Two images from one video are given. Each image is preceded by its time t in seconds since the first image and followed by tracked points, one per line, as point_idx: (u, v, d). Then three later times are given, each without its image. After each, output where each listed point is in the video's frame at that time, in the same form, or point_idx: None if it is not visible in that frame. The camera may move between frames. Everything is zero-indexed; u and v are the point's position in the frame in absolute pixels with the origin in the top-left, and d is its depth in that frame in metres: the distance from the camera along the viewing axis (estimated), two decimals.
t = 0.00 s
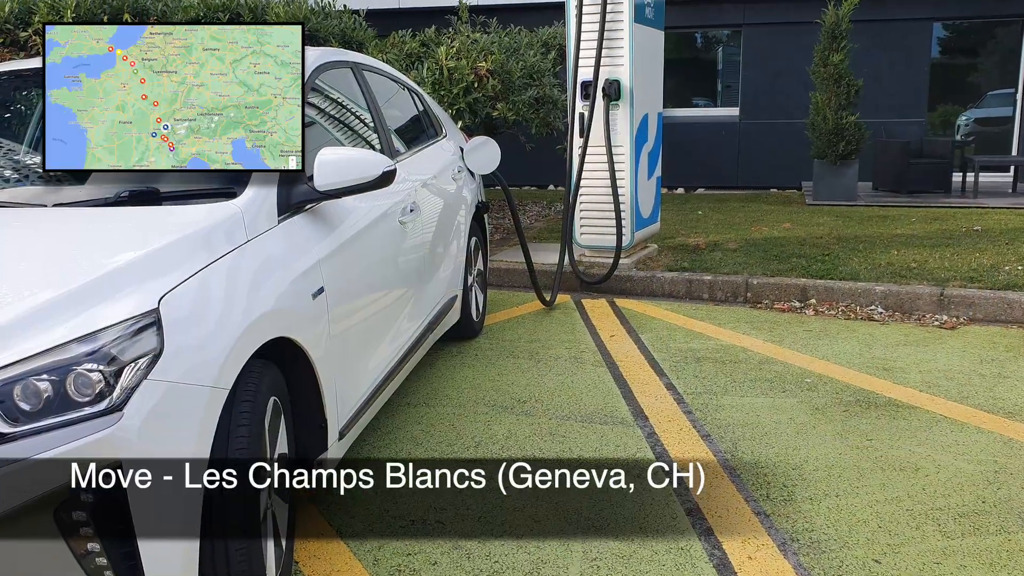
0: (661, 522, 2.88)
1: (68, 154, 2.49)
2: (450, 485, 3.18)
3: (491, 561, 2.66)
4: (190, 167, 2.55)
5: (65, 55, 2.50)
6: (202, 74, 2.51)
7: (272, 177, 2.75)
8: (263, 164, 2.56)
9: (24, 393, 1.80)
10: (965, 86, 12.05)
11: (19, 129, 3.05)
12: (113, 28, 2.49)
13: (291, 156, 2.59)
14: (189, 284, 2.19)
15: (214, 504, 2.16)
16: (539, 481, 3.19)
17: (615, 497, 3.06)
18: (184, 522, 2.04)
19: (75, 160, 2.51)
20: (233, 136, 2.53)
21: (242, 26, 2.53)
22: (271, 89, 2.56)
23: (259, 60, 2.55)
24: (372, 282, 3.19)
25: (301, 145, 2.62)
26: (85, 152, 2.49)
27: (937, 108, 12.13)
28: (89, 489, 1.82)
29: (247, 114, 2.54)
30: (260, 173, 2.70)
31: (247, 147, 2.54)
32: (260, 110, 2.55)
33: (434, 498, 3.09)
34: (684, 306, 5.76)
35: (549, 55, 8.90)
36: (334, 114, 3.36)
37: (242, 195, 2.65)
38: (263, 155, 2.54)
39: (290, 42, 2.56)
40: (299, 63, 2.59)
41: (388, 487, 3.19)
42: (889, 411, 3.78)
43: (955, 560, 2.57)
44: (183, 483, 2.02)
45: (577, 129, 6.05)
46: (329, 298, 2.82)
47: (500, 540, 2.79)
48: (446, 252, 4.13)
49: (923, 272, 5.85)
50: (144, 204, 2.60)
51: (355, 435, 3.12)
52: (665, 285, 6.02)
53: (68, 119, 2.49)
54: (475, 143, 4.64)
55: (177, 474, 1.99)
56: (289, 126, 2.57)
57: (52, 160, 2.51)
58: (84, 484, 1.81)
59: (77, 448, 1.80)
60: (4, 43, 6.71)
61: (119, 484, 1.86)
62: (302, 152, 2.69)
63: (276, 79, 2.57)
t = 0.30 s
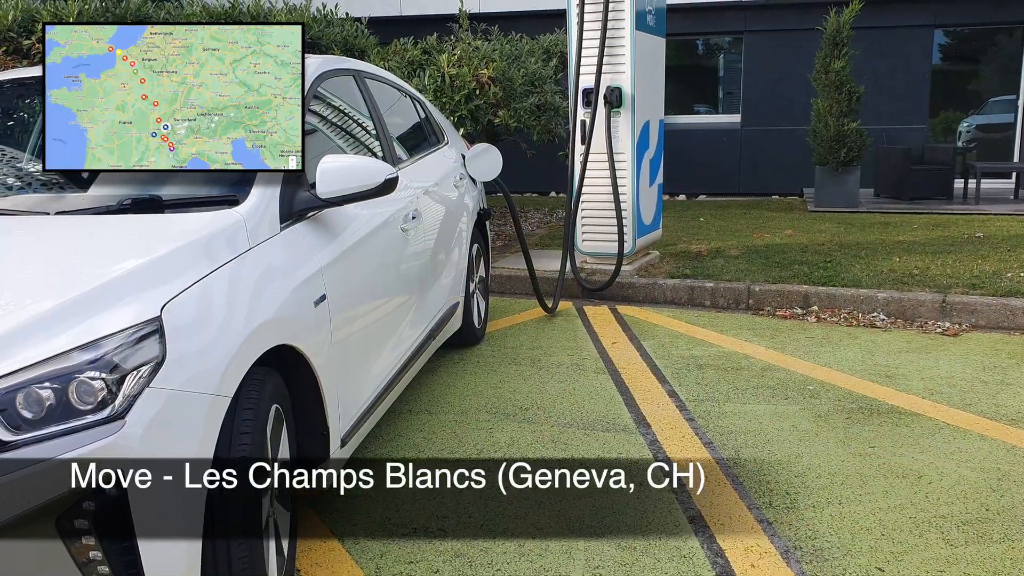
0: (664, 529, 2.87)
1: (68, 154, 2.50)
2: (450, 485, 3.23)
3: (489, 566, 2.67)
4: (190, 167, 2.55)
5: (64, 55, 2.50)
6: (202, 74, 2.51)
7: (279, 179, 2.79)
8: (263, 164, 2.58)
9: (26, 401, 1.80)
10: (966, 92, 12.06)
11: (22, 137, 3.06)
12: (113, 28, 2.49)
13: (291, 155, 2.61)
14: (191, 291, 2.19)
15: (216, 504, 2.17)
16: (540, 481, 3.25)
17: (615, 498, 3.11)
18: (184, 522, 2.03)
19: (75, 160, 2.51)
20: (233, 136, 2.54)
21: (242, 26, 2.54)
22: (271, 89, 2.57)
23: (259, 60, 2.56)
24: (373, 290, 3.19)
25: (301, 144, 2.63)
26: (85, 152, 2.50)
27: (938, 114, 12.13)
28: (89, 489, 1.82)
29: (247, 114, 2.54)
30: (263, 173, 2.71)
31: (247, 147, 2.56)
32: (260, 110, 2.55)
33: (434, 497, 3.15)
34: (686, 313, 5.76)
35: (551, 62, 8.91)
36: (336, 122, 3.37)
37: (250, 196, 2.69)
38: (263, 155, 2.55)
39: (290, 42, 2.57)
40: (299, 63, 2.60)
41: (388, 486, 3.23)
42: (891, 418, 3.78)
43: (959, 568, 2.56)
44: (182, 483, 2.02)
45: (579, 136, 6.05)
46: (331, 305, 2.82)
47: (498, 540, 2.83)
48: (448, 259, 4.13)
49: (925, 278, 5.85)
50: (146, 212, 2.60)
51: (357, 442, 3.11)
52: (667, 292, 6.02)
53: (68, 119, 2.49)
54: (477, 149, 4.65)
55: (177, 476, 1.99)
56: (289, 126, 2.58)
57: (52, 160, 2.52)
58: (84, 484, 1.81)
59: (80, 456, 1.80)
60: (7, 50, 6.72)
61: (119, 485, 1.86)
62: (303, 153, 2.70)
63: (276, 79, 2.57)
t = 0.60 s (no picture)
0: (667, 538, 2.86)
1: (68, 154, 2.51)
2: (450, 485, 3.29)
3: (490, 571, 2.67)
4: (190, 167, 2.56)
5: (64, 55, 2.50)
6: (202, 74, 2.51)
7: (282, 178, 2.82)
8: (263, 164, 2.60)
9: (29, 410, 1.80)
10: (968, 99, 12.08)
11: (25, 146, 3.06)
12: (113, 28, 2.50)
13: (291, 155, 2.63)
14: (195, 300, 2.19)
15: (220, 505, 2.19)
16: (539, 481, 3.31)
17: (615, 501, 3.14)
18: (185, 522, 2.03)
19: (75, 160, 2.54)
20: (233, 136, 2.55)
21: (242, 26, 2.55)
22: (271, 89, 2.58)
23: (259, 60, 2.57)
24: (376, 298, 3.19)
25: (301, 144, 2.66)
26: (85, 152, 2.52)
27: (941, 121, 12.13)
28: (89, 489, 1.81)
29: (247, 115, 2.55)
30: (269, 173, 2.74)
31: (247, 147, 2.57)
32: (260, 110, 2.56)
33: (434, 497, 3.21)
34: (689, 320, 5.76)
35: (553, 70, 8.93)
36: (339, 130, 3.38)
37: (258, 197, 2.73)
38: (263, 155, 2.58)
39: (290, 42, 2.58)
40: (299, 63, 2.61)
41: (388, 486, 3.30)
42: (895, 426, 3.77)
43: None
44: (182, 483, 2.01)
45: (581, 143, 6.07)
46: (334, 313, 2.82)
47: (497, 539, 2.87)
48: (450, 266, 4.14)
49: (928, 286, 5.84)
50: (149, 221, 2.60)
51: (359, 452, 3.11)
52: (669, 299, 6.01)
53: (68, 119, 2.50)
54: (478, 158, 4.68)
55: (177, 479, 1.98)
56: (289, 126, 2.60)
57: (52, 160, 2.54)
58: (84, 484, 1.80)
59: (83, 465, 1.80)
60: (10, 60, 6.75)
61: (119, 484, 1.84)
62: (303, 153, 2.73)
63: (276, 79, 2.59)
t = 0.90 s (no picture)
0: (670, 547, 2.83)
1: (68, 154, 2.53)
2: (450, 485, 3.34)
3: None
4: (190, 167, 2.58)
5: (64, 55, 2.51)
6: (202, 74, 2.52)
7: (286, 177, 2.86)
8: (262, 164, 2.62)
9: (32, 418, 1.80)
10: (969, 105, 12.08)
11: (28, 154, 3.06)
12: (113, 28, 2.50)
13: (291, 155, 2.64)
14: (198, 308, 2.19)
15: (223, 507, 2.19)
16: (539, 480, 3.35)
17: (618, 505, 3.15)
18: (185, 522, 2.03)
19: (75, 160, 2.55)
20: (233, 136, 2.57)
21: (242, 26, 2.54)
22: (271, 89, 2.58)
23: (259, 60, 2.56)
24: (379, 305, 3.19)
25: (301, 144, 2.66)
26: (85, 152, 2.53)
27: (943, 127, 12.14)
28: (89, 489, 1.81)
29: (247, 114, 2.56)
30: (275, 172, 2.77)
31: (247, 147, 2.59)
32: (260, 110, 2.57)
33: (434, 496, 3.27)
34: (691, 327, 5.75)
35: (555, 78, 8.94)
36: (341, 138, 3.38)
37: (264, 196, 2.77)
38: (263, 156, 2.60)
39: (290, 42, 2.56)
40: (299, 63, 2.60)
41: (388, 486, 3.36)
42: (898, 433, 3.76)
43: None
44: (182, 483, 2.01)
45: (583, 151, 6.07)
46: (336, 320, 2.82)
47: (498, 539, 2.91)
48: (452, 273, 4.14)
49: (931, 293, 5.84)
50: (152, 228, 2.61)
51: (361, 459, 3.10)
52: (672, 306, 6.01)
53: (68, 119, 2.51)
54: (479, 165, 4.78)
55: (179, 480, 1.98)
56: (289, 126, 2.61)
57: (52, 161, 2.54)
58: (85, 484, 1.80)
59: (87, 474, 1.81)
60: (14, 67, 6.77)
61: (119, 484, 1.85)
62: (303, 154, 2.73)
63: (276, 79, 2.58)
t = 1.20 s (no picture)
0: (673, 554, 2.82)
1: (68, 154, 2.57)
2: (450, 484, 3.39)
3: None
4: (190, 167, 2.60)
5: (64, 55, 2.54)
6: (202, 74, 2.54)
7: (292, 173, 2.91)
8: (263, 164, 2.62)
9: (35, 425, 1.80)
10: (971, 111, 12.08)
11: (32, 161, 3.06)
12: (113, 28, 2.53)
13: (291, 155, 2.66)
14: (200, 315, 2.19)
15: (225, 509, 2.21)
16: (540, 480, 3.40)
17: (621, 511, 3.14)
18: (185, 522, 2.03)
19: (75, 160, 2.60)
20: (233, 136, 2.57)
21: (242, 26, 2.56)
22: (271, 89, 2.60)
23: (259, 60, 2.58)
24: (381, 311, 3.19)
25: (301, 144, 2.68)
26: (85, 152, 2.57)
27: (945, 134, 12.14)
28: (89, 489, 1.81)
29: (247, 114, 2.57)
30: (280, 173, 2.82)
31: (247, 147, 2.59)
32: (260, 110, 2.59)
33: (436, 497, 3.30)
34: (694, 334, 5.75)
35: (557, 84, 8.96)
36: (344, 144, 3.39)
37: (269, 195, 2.81)
38: (263, 155, 2.60)
39: (289, 42, 2.57)
40: (299, 63, 2.62)
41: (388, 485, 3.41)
42: (901, 440, 3.75)
43: None
44: (182, 483, 2.00)
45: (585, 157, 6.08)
46: (339, 327, 2.82)
47: (499, 543, 2.91)
48: (454, 280, 4.14)
49: (934, 299, 5.83)
50: (155, 235, 2.61)
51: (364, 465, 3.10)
52: (674, 313, 6.00)
53: (68, 118, 2.55)
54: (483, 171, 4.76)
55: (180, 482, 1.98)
56: (289, 126, 2.62)
57: (52, 160, 2.59)
58: (85, 484, 1.80)
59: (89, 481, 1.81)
60: (18, 75, 6.80)
61: (119, 484, 1.84)
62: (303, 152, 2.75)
63: (276, 79, 2.60)
